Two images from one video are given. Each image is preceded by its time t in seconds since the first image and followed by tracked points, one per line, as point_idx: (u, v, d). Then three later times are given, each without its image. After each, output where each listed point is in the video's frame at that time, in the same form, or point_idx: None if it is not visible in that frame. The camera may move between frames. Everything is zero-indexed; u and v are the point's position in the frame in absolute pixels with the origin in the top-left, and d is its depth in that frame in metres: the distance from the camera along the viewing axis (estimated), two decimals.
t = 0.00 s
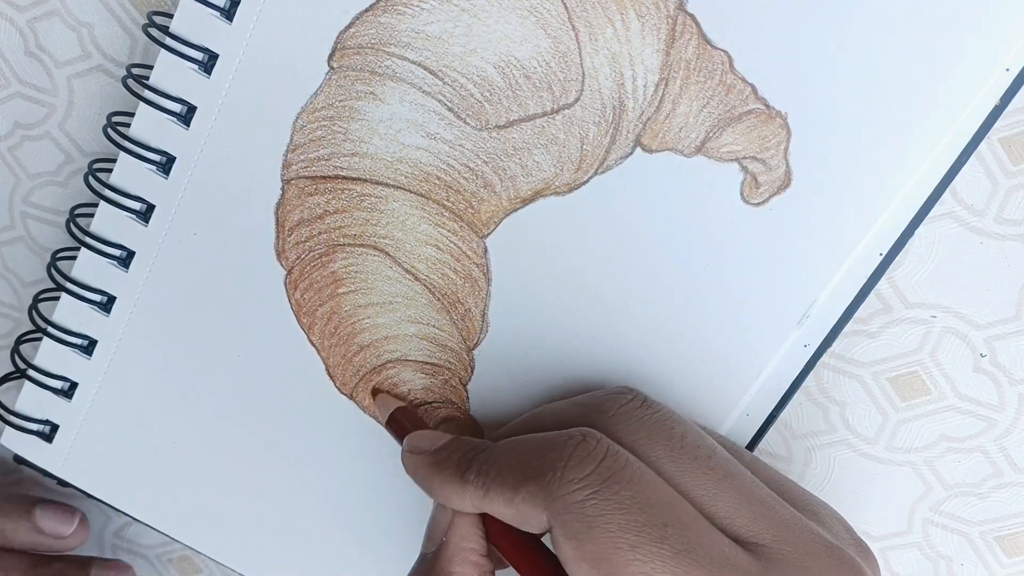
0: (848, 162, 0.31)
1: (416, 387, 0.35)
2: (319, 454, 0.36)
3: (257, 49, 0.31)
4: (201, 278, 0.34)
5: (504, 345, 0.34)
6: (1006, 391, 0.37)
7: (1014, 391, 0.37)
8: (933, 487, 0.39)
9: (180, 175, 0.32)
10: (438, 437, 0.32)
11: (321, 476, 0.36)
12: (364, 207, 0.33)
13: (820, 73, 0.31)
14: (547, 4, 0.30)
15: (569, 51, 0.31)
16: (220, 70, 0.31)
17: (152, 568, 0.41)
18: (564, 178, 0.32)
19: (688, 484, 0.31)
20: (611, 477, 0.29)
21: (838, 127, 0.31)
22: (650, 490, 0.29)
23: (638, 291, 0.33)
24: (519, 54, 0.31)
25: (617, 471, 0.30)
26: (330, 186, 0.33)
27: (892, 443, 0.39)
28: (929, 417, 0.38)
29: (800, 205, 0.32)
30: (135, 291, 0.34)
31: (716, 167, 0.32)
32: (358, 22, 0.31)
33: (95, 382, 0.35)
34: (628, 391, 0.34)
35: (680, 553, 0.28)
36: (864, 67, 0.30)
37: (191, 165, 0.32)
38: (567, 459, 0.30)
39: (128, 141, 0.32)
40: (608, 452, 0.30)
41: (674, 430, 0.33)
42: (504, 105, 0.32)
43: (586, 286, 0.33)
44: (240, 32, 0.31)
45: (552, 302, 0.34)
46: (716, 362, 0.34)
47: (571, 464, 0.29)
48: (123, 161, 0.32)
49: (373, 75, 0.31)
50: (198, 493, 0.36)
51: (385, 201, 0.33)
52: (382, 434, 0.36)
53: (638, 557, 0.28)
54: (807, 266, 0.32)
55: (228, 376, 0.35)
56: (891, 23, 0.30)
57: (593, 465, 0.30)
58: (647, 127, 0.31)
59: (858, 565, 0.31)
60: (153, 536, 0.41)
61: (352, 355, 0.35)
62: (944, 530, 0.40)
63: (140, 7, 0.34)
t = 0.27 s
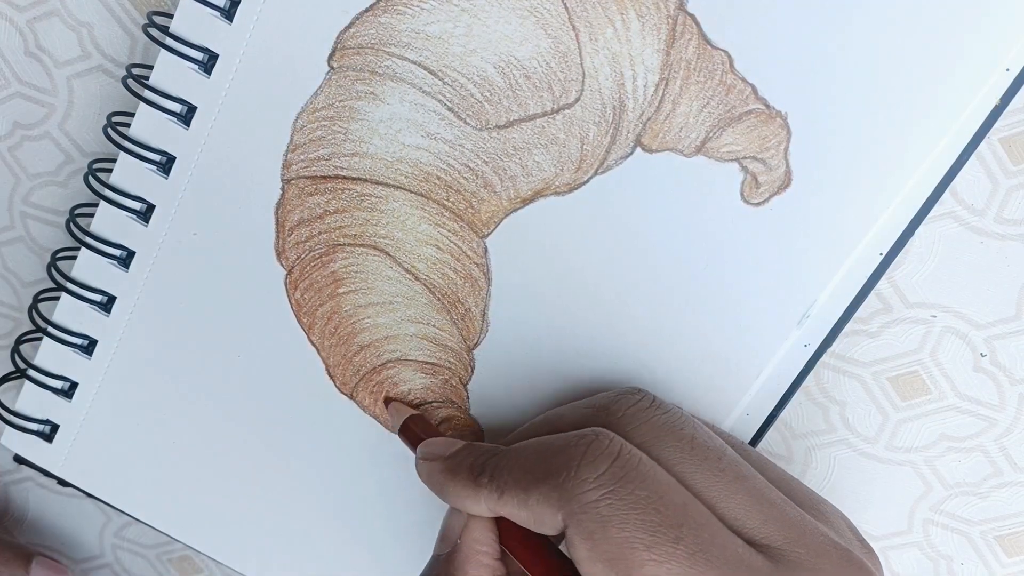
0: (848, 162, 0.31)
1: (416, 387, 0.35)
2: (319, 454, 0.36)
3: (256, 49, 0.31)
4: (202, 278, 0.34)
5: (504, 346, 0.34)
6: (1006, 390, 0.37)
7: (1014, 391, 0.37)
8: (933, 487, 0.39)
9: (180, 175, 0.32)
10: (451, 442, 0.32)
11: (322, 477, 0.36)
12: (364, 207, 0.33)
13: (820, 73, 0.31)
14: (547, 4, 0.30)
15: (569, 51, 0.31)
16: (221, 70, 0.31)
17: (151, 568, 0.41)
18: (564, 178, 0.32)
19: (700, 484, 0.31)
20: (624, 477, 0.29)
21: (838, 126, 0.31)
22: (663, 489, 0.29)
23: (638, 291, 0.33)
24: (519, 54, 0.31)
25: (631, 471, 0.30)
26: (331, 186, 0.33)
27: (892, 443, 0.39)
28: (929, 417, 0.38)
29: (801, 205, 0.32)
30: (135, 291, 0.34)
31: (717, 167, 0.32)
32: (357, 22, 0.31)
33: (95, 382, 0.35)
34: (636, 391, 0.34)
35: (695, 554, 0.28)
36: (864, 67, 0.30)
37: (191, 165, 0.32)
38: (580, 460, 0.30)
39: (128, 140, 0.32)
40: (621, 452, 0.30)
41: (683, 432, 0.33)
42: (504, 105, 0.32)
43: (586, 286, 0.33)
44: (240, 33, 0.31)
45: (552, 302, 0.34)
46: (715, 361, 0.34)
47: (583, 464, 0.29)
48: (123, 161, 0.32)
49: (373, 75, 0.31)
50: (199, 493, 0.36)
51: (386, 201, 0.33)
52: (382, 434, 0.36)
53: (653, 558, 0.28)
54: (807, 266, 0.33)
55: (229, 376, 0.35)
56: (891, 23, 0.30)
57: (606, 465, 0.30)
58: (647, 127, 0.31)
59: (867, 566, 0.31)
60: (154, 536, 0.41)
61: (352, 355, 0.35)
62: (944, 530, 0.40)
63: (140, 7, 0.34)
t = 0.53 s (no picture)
0: (847, 162, 0.31)
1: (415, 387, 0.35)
2: (318, 454, 0.36)
3: (257, 49, 0.31)
4: (201, 277, 0.34)
5: (503, 347, 0.34)
6: (1006, 390, 0.37)
7: (1014, 390, 0.37)
8: (933, 487, 0.39)
9: (180, 174, 0.32)
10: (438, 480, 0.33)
11: (321, 477, 0.36)
12: (363, 206, 0.33)
13: (820, 73, 0.31)
14: (545, 3, 0.31)
15: (568, 50, 0.31)
16: (221, 70, 0.31)
17: (150, 567, 0.41)
18: (563, 178, 0.32)
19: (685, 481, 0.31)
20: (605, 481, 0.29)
21: (836, 126, 0.31)
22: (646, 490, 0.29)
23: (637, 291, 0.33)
24: (517, 54, 0.31)
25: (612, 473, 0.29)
26: (329, 186, 0.33)
27: (892, 443, 0.39)
28: (929, 417, 0.38)
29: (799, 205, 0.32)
30: (135, 290, 0.34)
31: (716, 167, 0.32)
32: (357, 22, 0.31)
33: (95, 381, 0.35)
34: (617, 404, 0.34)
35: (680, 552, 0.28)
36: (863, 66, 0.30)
37: (191, 164, 0.32)
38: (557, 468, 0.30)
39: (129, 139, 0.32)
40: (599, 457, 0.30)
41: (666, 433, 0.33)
42: (503, 104, 0.32)
43: (585, 286, 0.33)
44: (241, 32, 0.31)
45: (550, 304, 0.33)
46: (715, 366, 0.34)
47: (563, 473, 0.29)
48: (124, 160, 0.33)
49: (372, 75, 0.31)
50: (197, 492, 0.36)
51: (384, 201, 0.33)
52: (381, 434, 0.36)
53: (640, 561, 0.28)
54: (806, 268, 0.32)
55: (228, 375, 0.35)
56: (889, 23, 0.30)
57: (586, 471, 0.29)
58: (646, 127, 0.31)
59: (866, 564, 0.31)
60: (153, 535, 0.41)
61: (351, 355, 0.35)
62: (944, 530, 0.39)
63: (141, 7, 0.34)
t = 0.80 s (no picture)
0: (850, 164, 0.31)
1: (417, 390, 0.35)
2: (320, 454, 0.36)
3: (256, 50, 0.31)
4: (201, 280, 0.34)
5: (504, 350, 0.34)
6: (1006, 390, 0.37)
7: (1014, 391, 0.37)
8: (933, 487, 0.39)
9: (180, 176, 0.32)
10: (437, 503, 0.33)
11: (323, 477, 0.36)
12: (364, 209, 0.33)
13: (822, 74, 0.31)
14: (547, 6, 0.30)
15: (569, 53, 0.31)
16: (220, 72, 0.31)
17: (151, 568, 0.41)
18: (565, 180, 0.32)
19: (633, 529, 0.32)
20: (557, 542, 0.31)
21: (837, 129, 0.31)
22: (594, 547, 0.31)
23: (638, 294, 0.33)
24: (519, 56, 0.31)
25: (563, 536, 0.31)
26: (330, 189, 0.33)
27: (892, 443, 0.39)
28: (929, 417, 0.38)
29: (800, 208, 0.32)
30: (135, 292, 0.34)
31: (718, 170, 0.32)
32: (358, 26, 0.31)
33: (95, 385, 0.35)
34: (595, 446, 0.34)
35: None
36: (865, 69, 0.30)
37: (191, 166, 0.32)
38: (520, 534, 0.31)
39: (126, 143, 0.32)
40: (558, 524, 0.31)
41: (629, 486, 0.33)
42: (504, 107, 0.31)
43: (585, 288, 0.33)
44: (240, 35, 0.31)
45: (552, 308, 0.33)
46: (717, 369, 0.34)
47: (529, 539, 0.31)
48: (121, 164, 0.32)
49: (373, 78, 0.31)
50: (197, 495, 0.36)
51: (386, 204, 0.33)
52: (384, 435, 0.36)
53: None
54: (808, 271, 0.32)
55: (228, 378, 0.35)
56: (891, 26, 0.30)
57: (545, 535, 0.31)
58: (648, 130, 0.31)
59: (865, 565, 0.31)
60: (154, 536, 0.41)
61: (353, 357, 0.35)
62: (944, 530, 0.40)
63: (140, 8, 0.34)
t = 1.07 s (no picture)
0: (848, 162, 0.31)
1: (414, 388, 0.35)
2: (320, 453, 0.36)
3: (258, 47, 0.31)
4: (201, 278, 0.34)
5: (503, 348, 0.34)
6: (1006, 390, 0.37)
7: (1014, 391, 0.37)
8: (933, 487, 0.39)
9: (180, 174, 0.32)
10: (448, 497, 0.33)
11: (323, 476, 0.36)
12: (363, 207, 0.33)
13: (821, 72, 0.31)
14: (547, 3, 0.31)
15: (568, 50, 0.31)
16: (220, 70, 0.31)
17: (150, 569, 0.41)
18: (564, 178, 0.32)
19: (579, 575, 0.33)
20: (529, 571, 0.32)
21: (835, 127, 0.31)
22: None
23: (638, 292, 0.33)
24: (518, 53, 0.31)
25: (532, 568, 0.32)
26: (329, 186, 0.33)
27: (893, 443, 0.39)
28: (929, 417, 0.38)
29: (799, 206, 0.32)
30: (135, 290, 0.34)
31: (716, 167, 0.32)
32: (358, 22, 0.31)
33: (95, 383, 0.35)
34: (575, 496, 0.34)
35: None
36: (863, 67, 0.30)
37: (191, 165, 0.32)
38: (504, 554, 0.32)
39: (129, 139, 0.32)
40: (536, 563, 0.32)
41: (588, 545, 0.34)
42: (503, 104, 0.32)
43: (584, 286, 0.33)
44: (241, 33, 0.31)
45: (552, 306, 0.33)
46: (716, 367, 0.34)
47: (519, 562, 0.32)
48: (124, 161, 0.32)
49: (373, 74, 0.31)
50: (196, 495, 0.36)
51: (385, 201, 0.33)
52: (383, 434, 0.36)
53: None
54: (807, 270, 0.32)
55: (228, 376, 0.35)
56: (889, 25, 0.30)
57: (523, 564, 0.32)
58: (646, 128, 0.31)
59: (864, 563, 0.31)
60: (153, 536, 0.40)
61: (351, 355, 0.35)
62: (944, 530, 0.40)
63: (140, 7, 0.34)
